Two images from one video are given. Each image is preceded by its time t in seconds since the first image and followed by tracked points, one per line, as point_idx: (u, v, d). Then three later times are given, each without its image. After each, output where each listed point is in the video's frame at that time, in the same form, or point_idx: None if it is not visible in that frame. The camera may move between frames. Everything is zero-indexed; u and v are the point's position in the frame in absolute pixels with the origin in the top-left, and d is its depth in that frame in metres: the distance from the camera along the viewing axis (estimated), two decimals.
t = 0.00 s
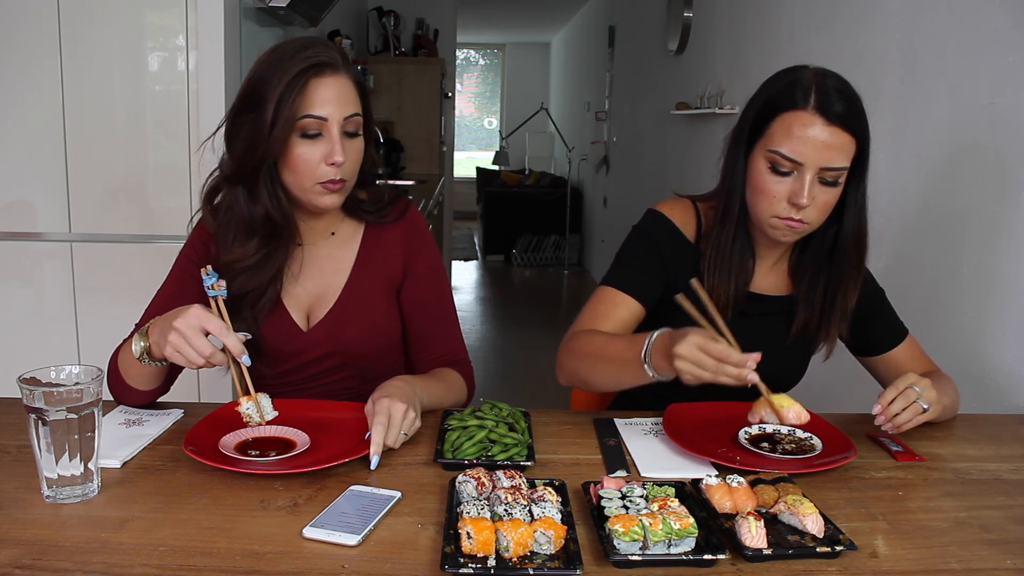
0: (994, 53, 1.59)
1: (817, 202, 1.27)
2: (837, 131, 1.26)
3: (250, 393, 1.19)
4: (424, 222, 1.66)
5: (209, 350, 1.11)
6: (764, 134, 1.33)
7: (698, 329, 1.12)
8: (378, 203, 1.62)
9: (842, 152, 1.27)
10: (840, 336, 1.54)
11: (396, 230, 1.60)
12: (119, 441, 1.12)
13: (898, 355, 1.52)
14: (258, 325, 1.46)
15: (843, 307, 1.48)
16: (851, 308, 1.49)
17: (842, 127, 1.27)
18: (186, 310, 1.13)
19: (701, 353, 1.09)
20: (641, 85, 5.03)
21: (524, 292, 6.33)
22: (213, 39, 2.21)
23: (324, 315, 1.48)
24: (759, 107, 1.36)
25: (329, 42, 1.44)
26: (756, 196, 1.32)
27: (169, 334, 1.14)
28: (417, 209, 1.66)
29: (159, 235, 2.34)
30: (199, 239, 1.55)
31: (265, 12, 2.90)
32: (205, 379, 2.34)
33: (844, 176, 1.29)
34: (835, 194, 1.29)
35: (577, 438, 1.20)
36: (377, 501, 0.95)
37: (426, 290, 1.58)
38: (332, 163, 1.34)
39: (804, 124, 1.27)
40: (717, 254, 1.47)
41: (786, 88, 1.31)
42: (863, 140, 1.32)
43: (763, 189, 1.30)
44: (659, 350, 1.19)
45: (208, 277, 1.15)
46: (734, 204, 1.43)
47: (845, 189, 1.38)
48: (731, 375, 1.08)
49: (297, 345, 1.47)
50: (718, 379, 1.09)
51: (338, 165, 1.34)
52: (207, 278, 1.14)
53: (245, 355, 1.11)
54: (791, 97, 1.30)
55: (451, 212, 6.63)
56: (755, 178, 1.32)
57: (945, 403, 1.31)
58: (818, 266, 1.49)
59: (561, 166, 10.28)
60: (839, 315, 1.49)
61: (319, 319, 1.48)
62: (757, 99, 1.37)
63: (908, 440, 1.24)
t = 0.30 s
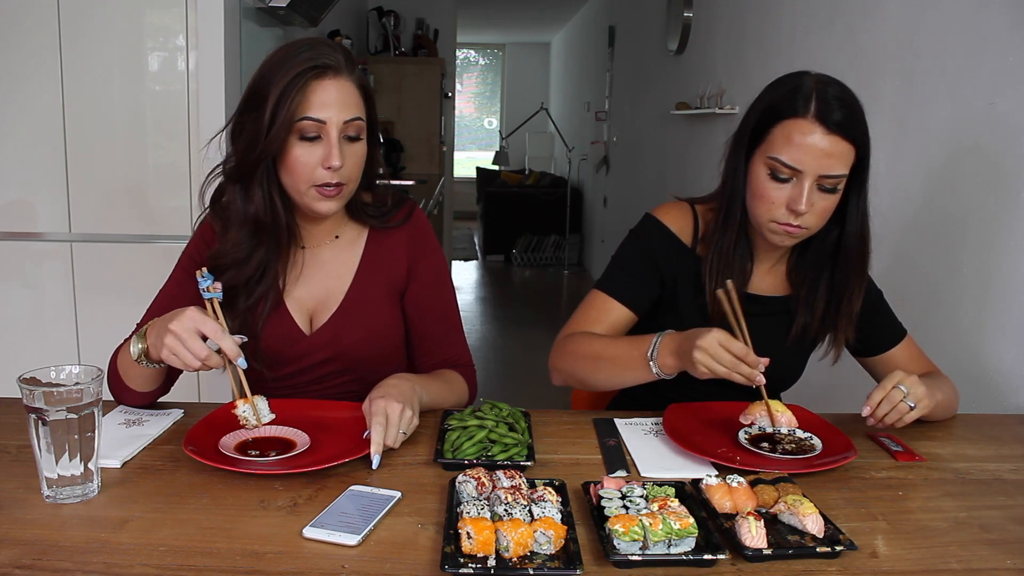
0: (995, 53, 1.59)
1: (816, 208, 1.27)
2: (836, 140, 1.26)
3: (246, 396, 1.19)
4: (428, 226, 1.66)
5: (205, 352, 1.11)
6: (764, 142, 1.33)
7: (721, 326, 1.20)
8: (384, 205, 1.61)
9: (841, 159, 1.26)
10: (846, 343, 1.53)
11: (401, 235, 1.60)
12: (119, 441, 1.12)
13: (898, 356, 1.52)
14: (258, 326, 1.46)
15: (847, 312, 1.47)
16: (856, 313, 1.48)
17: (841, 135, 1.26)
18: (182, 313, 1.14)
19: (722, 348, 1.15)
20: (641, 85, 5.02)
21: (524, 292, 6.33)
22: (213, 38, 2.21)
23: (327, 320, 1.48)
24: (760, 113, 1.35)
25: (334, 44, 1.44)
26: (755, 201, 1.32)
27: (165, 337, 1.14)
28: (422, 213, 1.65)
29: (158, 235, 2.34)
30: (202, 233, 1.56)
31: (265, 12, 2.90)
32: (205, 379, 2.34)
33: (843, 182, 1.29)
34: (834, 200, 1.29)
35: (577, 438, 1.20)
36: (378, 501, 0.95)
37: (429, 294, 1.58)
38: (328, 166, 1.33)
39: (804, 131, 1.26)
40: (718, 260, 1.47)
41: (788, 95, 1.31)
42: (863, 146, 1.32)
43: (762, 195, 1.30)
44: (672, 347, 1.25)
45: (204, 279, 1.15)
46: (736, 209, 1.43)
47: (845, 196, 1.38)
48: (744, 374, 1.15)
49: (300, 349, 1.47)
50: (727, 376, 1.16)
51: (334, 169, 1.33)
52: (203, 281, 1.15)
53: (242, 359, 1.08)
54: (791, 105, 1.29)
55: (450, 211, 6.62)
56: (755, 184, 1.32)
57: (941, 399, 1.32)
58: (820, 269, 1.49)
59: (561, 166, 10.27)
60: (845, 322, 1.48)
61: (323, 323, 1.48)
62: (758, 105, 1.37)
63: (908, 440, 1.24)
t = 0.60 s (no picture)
0: (995, 53, 1.59)
1: (818, 209, 1.27)
2: (837, 141, 1.25)
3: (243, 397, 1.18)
4: (429, 225, 1.66)
5: (202, 355, 1.11)
6: (765, 143, 1.33)
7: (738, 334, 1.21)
8: (386, 206, 1.62)
9: (843, 161, 1.26)
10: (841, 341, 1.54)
11: (402, 235, 1.60)
12: (119, 441, 1.11)
13: (898, 356, 1.52)
14: (263, 328, 1.46)
15: (844, 312, 1.48)
16: (853, 312, 1.48)
17: (842, 137, 1.26)
18: (180, 315, 1.13)
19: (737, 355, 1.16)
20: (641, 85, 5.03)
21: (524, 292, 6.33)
22: (213, 38, 2.21)
23: (329, 320, 1.48)
24: (761, 114, 1.35)
25: (336, 46, 1.44)
26: (757, 203, 1.33)
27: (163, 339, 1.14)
28: (423, 212, 1.65)
29: (158, 236, 2.34)
30: (204, 238, 1.55)
31: (265, 12, 2.90)
32: (206, 379, 2.35)
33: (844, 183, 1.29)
34: (836, 201, 1.29)
35: (577, 438, 1.20)
36: (377, 501, 0.95)
37: (430, 293, 1.58)
38: (333, 169, 1.33)
39: (805, 133, 1.26)
40: (719, 262, 1.47)
41: (789, 96, 1.31)
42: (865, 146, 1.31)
43: (764, 196, 1.30)
44: (684, 357, 1.27)
45: (203, 282, 1.14)
46: (737, 211, 1.43)
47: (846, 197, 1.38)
48: (755, 384, 1.16)
49: (302, 351, 1.47)
50: (739, 383, 1.16)
51: (339, 171, 1.33)
52: (201, 283, 1.14)
53: (239, 361, 1.10)
54: (793, 106, 1.29)
55: (450, 212, 6.63)
56: (756, 186, 1.32)
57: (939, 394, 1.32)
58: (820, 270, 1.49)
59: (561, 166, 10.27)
60: (840, 320, 1.48)
61: (324, 324, 1.48)
62: (759, 107, 1.37)
63: (908, 440, 1.24)
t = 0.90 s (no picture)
0: (995, 54, 1.59)
1: (820, 211, 1.27)
2: (839, 143, 1.25)
3: (243, 395, 1.20)
4: (427, 224, 1.66)
5: (203, 351, 1.11)
6: (766, 145, 1.33)
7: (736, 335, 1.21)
8: (384, 202, 1.62)
9: (844, 163, 1.26)
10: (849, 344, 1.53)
11: (400, 231, 1.60)
12: (119, 441, 1.12)
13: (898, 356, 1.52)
14: (262, 325, 1.46)
15: (850, 313, 1.47)
16: (859, 315, 1.48)
17: (844, 139, 1.25)
18: (180, 311, 1.14)
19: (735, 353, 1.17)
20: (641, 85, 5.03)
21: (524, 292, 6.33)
22: (213, 38, 2.21)
23: (328, 314, 1.48)
24: (762, 116, 1.36)
25: (329, 44, 1.44)
26: (758, 205, 1.33)
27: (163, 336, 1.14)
28: (421, 210, 1.65)
29: (158, 236, 2.34)
30: (202, 237, 1.55)
31: (265, 12, 2.90)
32: (206, 378, 2.35)
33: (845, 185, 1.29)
34: (837, 203, 1.29)
35: (577, 438, 1.20)
36: (377, 501, 0.95)
37: (429, 290, 1.58)
38: (328, 166, 1.32)
39: (806, 135, 1.26)
40: (721, 263, 1.47)
41: (790, 98, 1.31)
42: (867, 148, 1.31)
43: (766, 198, 1.31)
44: (683, 358, 1.27)
45: (203, 279, 1.15)
46: (739, 212, 1.44)
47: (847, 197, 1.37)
48: (754, 382, 1.16)
49: (301, 346, 1.47)
50: (738, 381, 1.16)
51: (334, 168, 1.33)
52: (202, 280, 1.14)
53: (240, 359, 1.09)
54: (794, 108, 1.29)
55: (451, 211, 6.63)
56: (758, 187, 1.32)
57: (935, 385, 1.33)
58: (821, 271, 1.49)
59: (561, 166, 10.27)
60: (847, 324, 1.48)
61: (323, 318, 1.48)
62: (762, 106, 1.37)
63: (909, 440, 1.24)
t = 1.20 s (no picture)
0: (995, 54, 1.59)
1: (807, 205, 1.27)
2: (821, 134, 1.26)
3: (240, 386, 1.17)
4: (422, 219, 1.66)
5: (200, 341, 1.11)
6: (749, 142, 1.33)
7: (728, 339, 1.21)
8: (377, 199, 1.62)
9: (827, 154, 1.26)
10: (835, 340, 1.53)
11: (396, 226, 1.60)
12: (119, 441, 1.12)
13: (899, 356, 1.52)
14: (256, 323, 1.46)
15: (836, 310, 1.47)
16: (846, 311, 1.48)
17: (826, 131, 1.26)
18: (178, 301, 1.14)
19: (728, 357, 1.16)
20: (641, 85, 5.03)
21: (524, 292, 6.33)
22: (213, 38, 2.21)
23: (323, 312, 1.48)
24: (743, 115, 1.37)
25: (308, 43, 1.44)
26: (746, 204, 1.32)
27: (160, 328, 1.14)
28: (415, 206, 1.66)
29: (158, 236, 2.34)
30: (196, 238, 1.55)
31: (265, 12, 2.90)
32: (206, 379, 2.35)
33: (832, 177, 1.29)
34: (825, 196, 1.29)
35: (577, 438, 1.20)
36: (377, 501, 0.95)
37: (426, 285, 1.58)
38: (313, 163, 1.33)
39: (787, 129, 1.26)
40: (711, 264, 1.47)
41: (768, 94, 1.31)
42: (851, 139, 1.31)
43: (751, 196, 1.30)
44: (676, 362, 1.27)
45: (201, 267, 1.15)
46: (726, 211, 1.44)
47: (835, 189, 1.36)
48: (748, 386, 1.15)
49: (296, 343, 1.47)
50: (731, 389, 1.16)
51: (319, 165, 1.33)
52: (199, 270, 1.14)
53: (237, 348, 1.09)
54: (774, 104, 1.29)
55: (450, 211, 6.62)
56: (743, 185, 1.32)
57: (907, 383, 1.31)
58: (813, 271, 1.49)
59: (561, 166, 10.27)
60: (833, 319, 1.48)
61: (319, 316, 1.48)
62: (742, 108, 1.38)
63: (909, 440, 1.24)
